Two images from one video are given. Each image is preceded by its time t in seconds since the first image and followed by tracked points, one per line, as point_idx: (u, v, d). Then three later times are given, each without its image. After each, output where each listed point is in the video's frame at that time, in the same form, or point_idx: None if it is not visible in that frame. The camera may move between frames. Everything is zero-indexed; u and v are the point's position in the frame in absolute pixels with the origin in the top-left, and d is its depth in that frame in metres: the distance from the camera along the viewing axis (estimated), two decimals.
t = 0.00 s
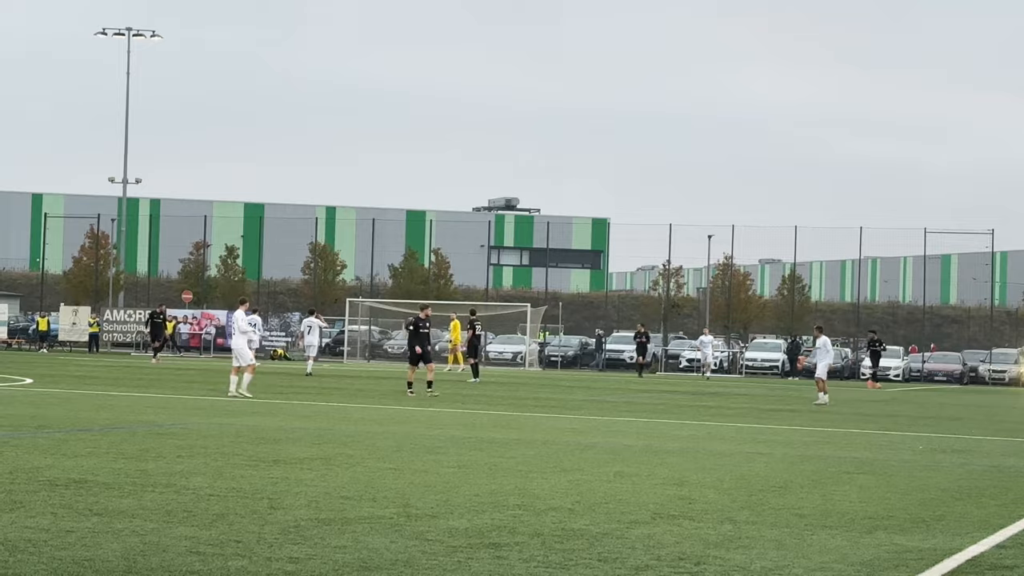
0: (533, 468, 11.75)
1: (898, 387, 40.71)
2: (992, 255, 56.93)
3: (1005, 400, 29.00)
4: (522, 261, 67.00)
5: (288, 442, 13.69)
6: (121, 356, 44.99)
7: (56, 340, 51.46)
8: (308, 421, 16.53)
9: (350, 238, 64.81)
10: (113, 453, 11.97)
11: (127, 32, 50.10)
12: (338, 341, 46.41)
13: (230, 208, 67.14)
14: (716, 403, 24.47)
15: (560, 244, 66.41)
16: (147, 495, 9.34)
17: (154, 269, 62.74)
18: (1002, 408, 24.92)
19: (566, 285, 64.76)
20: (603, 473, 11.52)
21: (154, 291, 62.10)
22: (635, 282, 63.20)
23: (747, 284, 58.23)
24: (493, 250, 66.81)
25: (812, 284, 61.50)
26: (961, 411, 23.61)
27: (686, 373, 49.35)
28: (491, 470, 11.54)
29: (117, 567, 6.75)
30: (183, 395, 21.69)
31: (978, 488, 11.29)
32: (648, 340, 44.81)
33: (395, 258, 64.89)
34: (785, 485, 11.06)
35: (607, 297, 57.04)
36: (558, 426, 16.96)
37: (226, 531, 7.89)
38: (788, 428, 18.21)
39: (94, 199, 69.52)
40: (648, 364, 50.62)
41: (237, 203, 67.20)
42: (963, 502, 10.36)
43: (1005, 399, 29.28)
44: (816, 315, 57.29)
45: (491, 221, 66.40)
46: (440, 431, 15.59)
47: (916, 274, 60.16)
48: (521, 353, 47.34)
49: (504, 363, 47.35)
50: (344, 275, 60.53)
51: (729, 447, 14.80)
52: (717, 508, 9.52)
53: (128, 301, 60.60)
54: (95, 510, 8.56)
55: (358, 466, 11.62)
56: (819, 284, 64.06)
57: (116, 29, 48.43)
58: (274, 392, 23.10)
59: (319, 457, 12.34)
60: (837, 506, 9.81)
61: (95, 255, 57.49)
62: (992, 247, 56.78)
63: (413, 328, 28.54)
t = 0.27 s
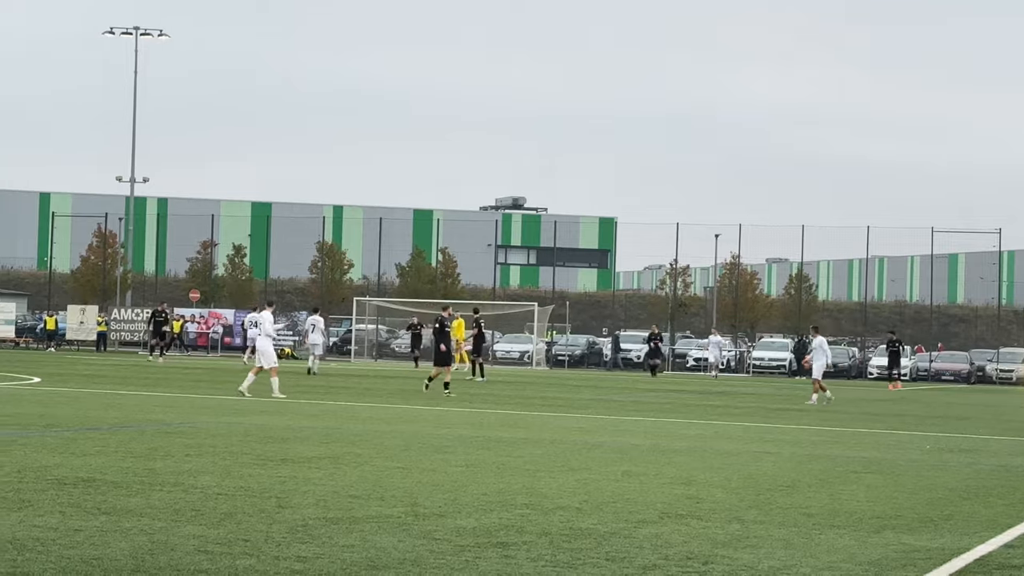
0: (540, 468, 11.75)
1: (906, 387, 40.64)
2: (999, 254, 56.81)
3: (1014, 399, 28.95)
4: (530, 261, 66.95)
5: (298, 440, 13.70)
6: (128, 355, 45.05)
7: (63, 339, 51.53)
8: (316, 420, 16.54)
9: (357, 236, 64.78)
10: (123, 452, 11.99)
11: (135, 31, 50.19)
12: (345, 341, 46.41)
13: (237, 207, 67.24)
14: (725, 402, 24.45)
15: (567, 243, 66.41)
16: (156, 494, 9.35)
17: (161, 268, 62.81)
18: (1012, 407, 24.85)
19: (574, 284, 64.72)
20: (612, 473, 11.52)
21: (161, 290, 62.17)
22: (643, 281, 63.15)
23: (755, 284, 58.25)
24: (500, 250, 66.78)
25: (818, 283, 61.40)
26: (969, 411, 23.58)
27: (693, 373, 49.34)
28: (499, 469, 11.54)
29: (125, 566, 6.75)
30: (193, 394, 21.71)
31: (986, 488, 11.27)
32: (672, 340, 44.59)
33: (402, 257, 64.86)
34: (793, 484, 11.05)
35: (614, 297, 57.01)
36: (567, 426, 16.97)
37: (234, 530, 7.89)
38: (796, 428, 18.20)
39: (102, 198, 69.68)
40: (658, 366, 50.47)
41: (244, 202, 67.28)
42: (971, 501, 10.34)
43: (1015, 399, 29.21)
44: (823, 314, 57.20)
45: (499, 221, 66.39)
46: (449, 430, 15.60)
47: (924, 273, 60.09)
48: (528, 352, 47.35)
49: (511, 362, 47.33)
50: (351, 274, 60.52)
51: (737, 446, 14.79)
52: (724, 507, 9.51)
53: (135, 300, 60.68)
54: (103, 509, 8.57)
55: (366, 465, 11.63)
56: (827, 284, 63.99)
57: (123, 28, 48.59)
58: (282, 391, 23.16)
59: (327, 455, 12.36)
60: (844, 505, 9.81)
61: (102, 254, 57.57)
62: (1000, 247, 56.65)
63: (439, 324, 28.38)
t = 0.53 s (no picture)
0: (547, 467, 11.75)
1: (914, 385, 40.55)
2: (1007, 254, 56.68)
3: None
4: (538, 260, 66.92)
5: (306, 439, 13.71)
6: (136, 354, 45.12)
7: (72, 337, 51.68)
8: (324, 418, 16.55)
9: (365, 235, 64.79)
10: (131, 451, 12.01)
11: (144, 31, 50.26)
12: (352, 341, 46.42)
13: (245, 206, 67.33)
14: (733, 402, 24.42)
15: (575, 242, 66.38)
16: (164, 492, 9.37)
17: (168, 267, 62.94)
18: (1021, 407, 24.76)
19: (581, 283, 64.73)
20: (620, 472, 11.50)
21: (169, 289, 62.26)
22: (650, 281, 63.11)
23: (763, 283, 58.28)
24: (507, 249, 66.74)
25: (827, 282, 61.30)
26: (979, 411, 23.50)
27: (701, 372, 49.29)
28: (506, 468, 11.54)
29: (134, 564, 6.76)
30: (201, 393, 21.73)
31: (994, 488, 11.24)
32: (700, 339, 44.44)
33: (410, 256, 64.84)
34: (801, 484, 11.02)
35: (622, 296, 56.97)
36: (575, 425, 16.95)
37: (242, 529, 7.91)
38: (804, 427, 18.16)
39: (110, 197, 69.91)
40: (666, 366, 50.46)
41: (252, 201, 67.42)
42: (980, 500, 10.31)
43: None
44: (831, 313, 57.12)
45: (507, 219, 66.39)
46: (457, 430, 15.59)
47: (933, 272, 60.02)
48: (536, 351, 47.35)
49: (519, 361, 47.34)
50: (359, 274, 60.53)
51: (745, 445, 14.77)
52: (732, 506, 9.51)
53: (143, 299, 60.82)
54: (112, 507, 8.59)
55: (373, 463, 11.63)
56: (835, 283, 63.99)
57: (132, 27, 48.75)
58: (290, 390, 23.17)
59: (335, 454, 12.37)
60: (852, 504, 9.80)
61: (111, 252, 57.68)
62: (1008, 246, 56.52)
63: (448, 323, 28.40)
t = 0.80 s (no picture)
0: (556, 466, 11.74)
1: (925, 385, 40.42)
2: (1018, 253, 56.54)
3: None
4: (548, 259, 66.93)
5: (315, 438, 13.72)
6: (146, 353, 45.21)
7: (82, 336, 51.80)
8: (334, 417, 16.55)
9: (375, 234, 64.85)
10: (142, 449, 12.03)
11: (154, 29, 50.32)
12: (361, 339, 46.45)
13: (255, 205, 67.44)
14: (743, 401, 24.39)
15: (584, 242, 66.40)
16: (174, 491, 9.38)
17: (178, 265, 63.08)
18: None
19: (591, 282, 64.75)
20: (629, 471, 11.49)
21: (178, 287, 62.36)
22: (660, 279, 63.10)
23: (772, 282, 58.22)
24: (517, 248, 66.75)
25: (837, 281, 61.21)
26: (990, 411, 23.44)
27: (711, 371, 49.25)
28: (515, 467, 11.54)
29: (143, 563, 6.77)
30: (211, 391, 21.77)
31: (1004, 488, 11.20)
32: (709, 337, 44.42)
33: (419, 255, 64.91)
34: (810, 483, 11.00)
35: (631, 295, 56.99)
36: (584, 424, 16.93)
37: (251, 527, 7.92)
38: (814, 426, 18.13)
39: (120, 196, 70.04)
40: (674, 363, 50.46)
41: (262, 200, 67.55)
42: (990, 501, 10.28)
43: None
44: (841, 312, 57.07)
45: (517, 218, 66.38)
46: (466, 429, 15.59)
47: (944, 271, 59.86)
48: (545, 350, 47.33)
49: (529, 360, 47.32)
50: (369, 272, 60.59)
51: (754, 445, 14.74)
52: (740, 505, 9.49)
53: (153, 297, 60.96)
54: (121, 506, 8.60)
55: (383, 462, 11.63)
56: (845, 282, 63.91)
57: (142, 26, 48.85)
58: (300, 389, 23.19)
59: (345, 452, 12.38)
60: (861, 504, 9.78)
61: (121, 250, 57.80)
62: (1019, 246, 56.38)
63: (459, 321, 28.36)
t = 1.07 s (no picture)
0: (565, 465, 11.73)
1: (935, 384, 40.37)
2: None
3: None
4: (558, 258, 66.95)
5: (323, 437, 13.72)
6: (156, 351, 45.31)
7: (93, 334, 51.92)
8: (343, 416, 16.55)
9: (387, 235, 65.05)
10: (151, 447, 12.05)
11: (165, 27, 50.36)
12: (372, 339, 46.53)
13: (266, 204, 67.57)
14: (753, 400, 24.38)
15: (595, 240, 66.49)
16: (184, 489, 9.38)
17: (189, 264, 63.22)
18: None
19: (601, 282, 64.79)
20: (638, 470, 11.49)
21: (189, 286, 62.49)
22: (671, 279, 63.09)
23: (782, 282, 58.14)
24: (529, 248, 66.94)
25: (848, 280, 61.25)
26: (1002, 411, 23.36)
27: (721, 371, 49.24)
28: (524, 466, 11.56)
29: (154, 560, 6.79)
30: (222, 390, 21.81)
31: (1014, 488, 11.17)
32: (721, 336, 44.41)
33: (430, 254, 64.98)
34: (817, 484, 10.97)
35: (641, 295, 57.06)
36: (594, 423, 16.92)
37: (261, 527, 7.92)
38: (824, 426, 18.10)
39: (131, 195, 70.17)
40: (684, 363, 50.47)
41: (272, 199, 67.68)
42: (1001, 502, 10.23)
43: None
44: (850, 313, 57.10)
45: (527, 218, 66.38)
46: (476, 427, 15.59)
47: (954, 272, 59.87)
48: (554, 350, 47.37)
49: (539, 359, 47.31)
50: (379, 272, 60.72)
51: (763, 444, 14.71)
52: (750, 505, 9.47)
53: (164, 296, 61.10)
54: (131, 505, 8.60)
55: (392, 462, 11.63)
56: (855, 282, 63.86)
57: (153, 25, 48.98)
58: (310, 388, 23.20)
59: (355, 451, 12.39)
60: (872, 505, 9.75)
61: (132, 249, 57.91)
62: None
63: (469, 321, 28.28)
